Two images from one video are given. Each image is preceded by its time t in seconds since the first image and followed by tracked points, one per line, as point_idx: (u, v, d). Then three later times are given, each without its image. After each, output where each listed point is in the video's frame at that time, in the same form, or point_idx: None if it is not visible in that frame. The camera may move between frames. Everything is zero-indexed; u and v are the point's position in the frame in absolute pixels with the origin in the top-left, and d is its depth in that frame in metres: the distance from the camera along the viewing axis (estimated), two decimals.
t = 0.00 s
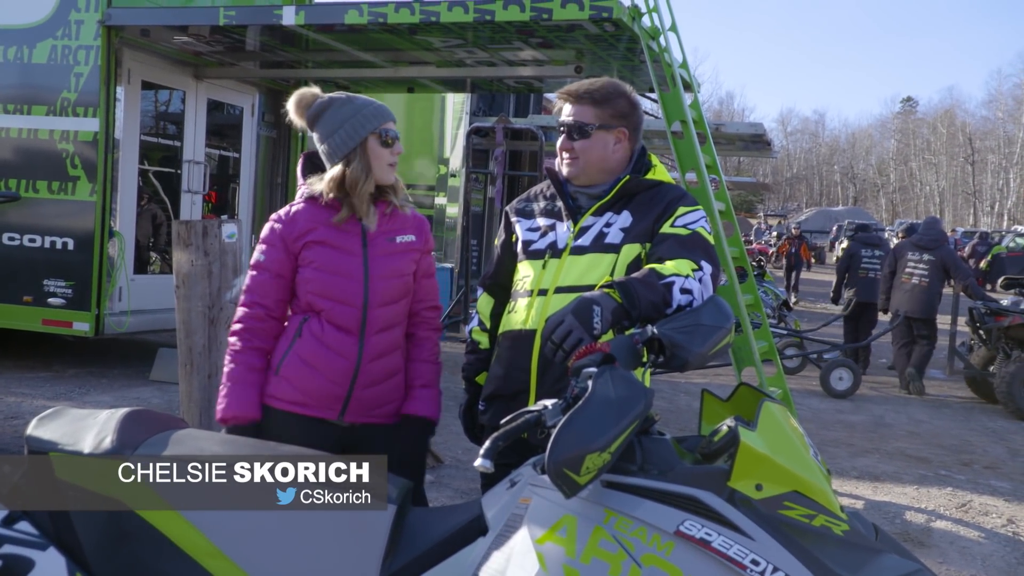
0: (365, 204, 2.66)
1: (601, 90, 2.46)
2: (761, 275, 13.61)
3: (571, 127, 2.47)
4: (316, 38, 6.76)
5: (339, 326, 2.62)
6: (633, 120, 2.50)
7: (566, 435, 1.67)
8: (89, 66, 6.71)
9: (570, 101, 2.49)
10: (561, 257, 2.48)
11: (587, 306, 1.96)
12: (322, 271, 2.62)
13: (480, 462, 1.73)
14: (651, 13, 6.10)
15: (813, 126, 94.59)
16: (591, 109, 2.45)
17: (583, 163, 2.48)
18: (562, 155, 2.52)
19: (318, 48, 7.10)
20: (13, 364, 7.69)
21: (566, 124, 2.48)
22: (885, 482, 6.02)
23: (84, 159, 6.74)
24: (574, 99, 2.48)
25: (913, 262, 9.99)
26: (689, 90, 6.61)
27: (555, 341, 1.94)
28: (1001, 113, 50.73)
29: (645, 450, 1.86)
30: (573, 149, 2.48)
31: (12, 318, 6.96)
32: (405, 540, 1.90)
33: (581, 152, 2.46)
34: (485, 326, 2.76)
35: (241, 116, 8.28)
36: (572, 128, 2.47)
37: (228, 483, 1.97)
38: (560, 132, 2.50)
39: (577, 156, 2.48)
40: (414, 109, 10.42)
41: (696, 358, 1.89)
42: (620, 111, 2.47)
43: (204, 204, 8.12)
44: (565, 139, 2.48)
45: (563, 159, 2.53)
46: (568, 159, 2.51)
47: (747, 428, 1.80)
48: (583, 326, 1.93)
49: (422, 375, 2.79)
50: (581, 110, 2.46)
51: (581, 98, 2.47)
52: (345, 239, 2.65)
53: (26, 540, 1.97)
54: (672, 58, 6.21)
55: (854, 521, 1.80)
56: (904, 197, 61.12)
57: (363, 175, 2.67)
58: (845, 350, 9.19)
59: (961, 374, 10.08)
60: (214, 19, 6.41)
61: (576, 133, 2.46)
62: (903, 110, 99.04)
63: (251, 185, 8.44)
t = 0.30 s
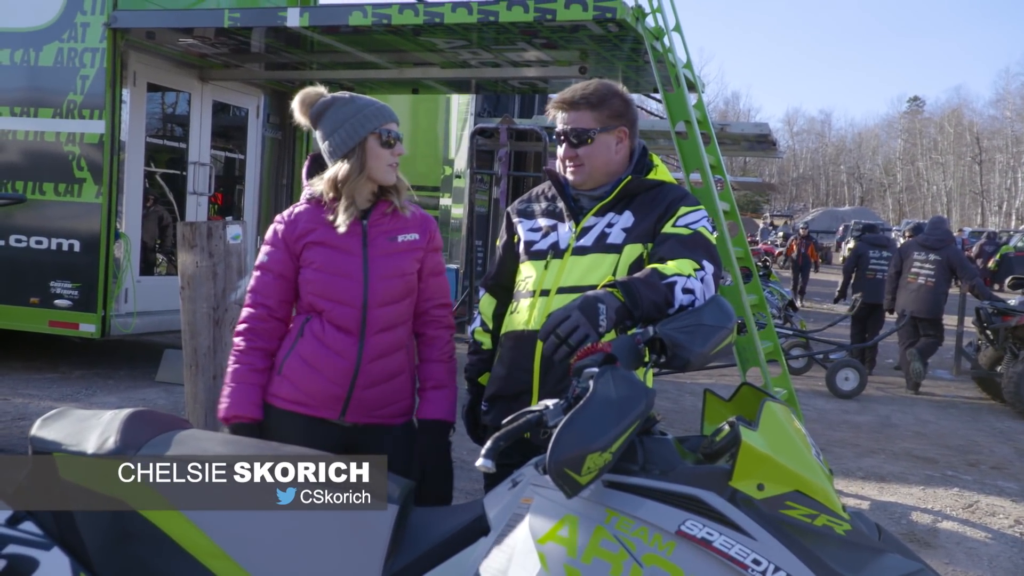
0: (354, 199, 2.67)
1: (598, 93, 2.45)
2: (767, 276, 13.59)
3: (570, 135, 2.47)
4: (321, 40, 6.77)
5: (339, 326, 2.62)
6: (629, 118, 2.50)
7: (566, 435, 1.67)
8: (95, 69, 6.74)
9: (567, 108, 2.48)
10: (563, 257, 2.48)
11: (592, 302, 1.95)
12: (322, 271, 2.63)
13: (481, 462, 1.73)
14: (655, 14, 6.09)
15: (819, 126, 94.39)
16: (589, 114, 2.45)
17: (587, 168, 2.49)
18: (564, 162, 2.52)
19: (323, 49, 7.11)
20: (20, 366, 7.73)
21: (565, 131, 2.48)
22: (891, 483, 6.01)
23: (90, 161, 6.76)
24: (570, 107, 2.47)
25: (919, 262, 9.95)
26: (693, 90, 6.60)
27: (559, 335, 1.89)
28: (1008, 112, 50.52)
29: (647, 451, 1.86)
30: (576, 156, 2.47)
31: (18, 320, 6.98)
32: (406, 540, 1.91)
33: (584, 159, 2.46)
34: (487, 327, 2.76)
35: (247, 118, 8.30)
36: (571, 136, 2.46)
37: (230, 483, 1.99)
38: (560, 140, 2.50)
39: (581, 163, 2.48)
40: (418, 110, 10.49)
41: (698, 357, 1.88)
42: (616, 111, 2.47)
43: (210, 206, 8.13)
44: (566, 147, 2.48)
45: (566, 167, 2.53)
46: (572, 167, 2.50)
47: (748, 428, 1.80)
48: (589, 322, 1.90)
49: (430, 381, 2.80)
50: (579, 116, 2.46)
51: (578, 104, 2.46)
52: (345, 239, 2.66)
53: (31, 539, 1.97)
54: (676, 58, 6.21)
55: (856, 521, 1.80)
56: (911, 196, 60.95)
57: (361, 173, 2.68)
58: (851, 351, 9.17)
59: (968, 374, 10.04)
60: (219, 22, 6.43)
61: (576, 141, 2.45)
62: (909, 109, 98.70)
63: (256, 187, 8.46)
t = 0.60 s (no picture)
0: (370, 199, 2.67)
1: (603, 92, 2.46)
2: (773, 277, 13.56)
3: (572, 130, 2.47)
4: (327, 40, 6.79)
5: (346, 325, 2.63)
6: (633, 120, 2.50)
7: (568, 435, 1.67)
8: (102, 69, 6.76)
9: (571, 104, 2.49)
10: (565, 257, 2.49)
11: (594, 305, 1.96)
12: (331, 269, 2.64)
13: (483, 461, 1.74)
14: (661, 14, 6.09)
15: (826, 127, 94.14)
16: (592, 111, 2.45)
17: (584, 166, 2.49)
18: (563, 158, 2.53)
19: (329, 49, 7.13)
20: (28, 365, 7.76)
21: (568, 127, 2.48)
22: (897, 484, 5.99)
23: (97, 161, 6.79)
24: (575, 102, 2.47)
25: (926, 264, 9.93)
26: (700, 90, 6.59)
27: (560, 342, 1.94)
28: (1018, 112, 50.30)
29: (649, 450, 1.86)
30: (576, 152, 2.48)
31: (27, 319, 7.01)
32: (408, 540, 1.91)
33: (583, 155, 2.47)
34: (492, 327, 2.77)
35: (254, 118, 8.33)
36: (572, 131, 2.47)
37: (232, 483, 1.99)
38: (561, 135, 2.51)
39: (579, 160, 2.48)
40: (425, 111, 10.38)
41: (700, 357, 1.88)
42: (620, 112, 2.47)
43: (217, 205, 8.16)
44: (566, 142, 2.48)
45: (565, 163, 2.53)
46: (570, 163, 2.51)
47: (750, 428, 1.80)
48: (588, 327, 1.92)
49: (436, 379, 2.76)
50: (582, 113, 2.46)
51: (582, 101, 2.46)
52: (355, 237, 2.66)
53: (35, 537, 1.97)
54: (682, 59, 6.21)
55: (859, 522, 1.79)
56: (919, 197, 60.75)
57: (375, 171, 2.68)
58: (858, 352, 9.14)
59: (976, 376, 10.00)
60: (226, 22, 6.45)
61: (577, 137, 2.46)
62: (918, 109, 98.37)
63: (263, 187, 8.48)
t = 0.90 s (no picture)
0: (380, 203, 2.68)
1: (608, 94, 2.46)
2: (778, 277, 13.54)
3: (577, 130, 2.48)
4: (332, 40, 6.80)
5: (352, 327, 2.63)
6: (638, 122, 2.50)
7: (569, 435, 1.67)
8: (109, 69, 6.78)
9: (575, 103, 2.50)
10: (568, 256, 2.48)
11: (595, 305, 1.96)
12: (338, 272, 2.65)
13: (484, 461, 1.73)
14: (666, 14, 6.09)
15: (833, 127, 93.94)
16: (596, 112, 2.46)
17: (586, 166, 2.50)
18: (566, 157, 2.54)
19: (336, 50, 7.14)
20: (34, 364, 7.78)
21: (573, 126, 2.49)
22: (902, 485, 5.98)
23: (103, 160, 6.81)
24: (581, 101, 2.48)
25: (932, 265, 9.92)
26: (704, 91, 6.59)
27: (562, 342, 1.94)
28: None
29: (650, 451, 1.87)
30: (578, 151, 2.49)
31: (33, 318, 7.04)
32: (411, 539, 1.92)
33: (585, 155, 2.48)
34: (495, 327, 2.78)
35: (260, 118, 8.34)
36: (577, 130, 2.48)
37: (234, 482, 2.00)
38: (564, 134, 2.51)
39: (582, 159, 2.49)
40: (431, 110, 10.55)
41: (701, 357, 1.88)
42: (625, 114, 2.47)
43: (222, 205, 8.18)
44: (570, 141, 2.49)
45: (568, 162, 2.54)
46: (573, 162, 2.52)
47: (751, 428, 1.80)
48: (590, 326, 1.93)
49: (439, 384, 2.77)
50: (586, 112, 2.47)
51: (588, 100, 2.47)
52: (362, 241, 2.67)
53: (39, 535, 1.98)
54: (687, 59, 6.17)
55: (861, 522, 1.80)
56: (925, 197, 60.56)
57: (384, 178, 2.69)
58: (863, 353, 9.12)
59: (982, 377, 9.98)
60: (232, 22, 6.47)
61: (581, 136, 2.47)
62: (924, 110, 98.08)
63: (269, 186, 8.49)
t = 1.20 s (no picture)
0: (379, 200, 2.69)
1: (611, 95, 2.47)
2: (783, 277, 13.51)
3: (579, 130, 2.50)
4: (337, 42, 6.81)
5: (349, 323, 2.64)
6: (641, 123, 2.50)
7: (570, 434, 1.67)
8: (114, 71, 6.80)
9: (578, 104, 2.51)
10: (571, 257, 2.49)
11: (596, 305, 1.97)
12: (336, 268, 2.66)
13: (486, 461, 1.74)
14: (670, 15, 6.07)
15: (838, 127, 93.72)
16: (598, 112, 2.47)
17: (588, 166, 2.51)
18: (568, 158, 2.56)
19: (340, 51, 7.15)
20: (40, 365, 7.80)
21: (575, 126, 2.50)
22: (907, 485, 5.96)
23: (108, 162, 6.83)
24: (583, 102, 2.50)
25: (938, 264, 9.87)
26: (708, 91, 6.58)
27: (563, 341, 1.94)
28: None
29: (651, 450, 1.87)
30: (581, 152, 2.50)
31: (39, 320, 7.06)
32: (413, 539, 1.93)
33: (587, 155, 2.49)
34: (499, 327, 2.77)
35: (264, 120, 8.36)
36: (579, 131, 2.49)
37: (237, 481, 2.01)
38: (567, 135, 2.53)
39: (585, 159, 2.50)
40: (435, 112, 10.54)
41: (703, 357, 1.89)
42: (627, 115, 2.47)
43: (227, 206, 8.19)
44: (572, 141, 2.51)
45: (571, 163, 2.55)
46: (576, 163, 2.53)
47: (752, 428, 1.80)
48: (592, 325, 1.93)
49: (441, 382, 2.77)
50: (589, 114, 2.48)
51: (591, 101, 2.48)
52: (361, 237, 2.68)
53: (43, 536, 1.99)
54: (690, 59, 6.17)
55: (862, 521, 1.80)
56: (931, 197, 60.39)
57: (381, 175, 2.70)
58: (868, 353, 9.10)
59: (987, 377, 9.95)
60: (236, 24, 6.49)
61: (583, 137, 2.49)
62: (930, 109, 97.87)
63: (273, 188, 8.50)
